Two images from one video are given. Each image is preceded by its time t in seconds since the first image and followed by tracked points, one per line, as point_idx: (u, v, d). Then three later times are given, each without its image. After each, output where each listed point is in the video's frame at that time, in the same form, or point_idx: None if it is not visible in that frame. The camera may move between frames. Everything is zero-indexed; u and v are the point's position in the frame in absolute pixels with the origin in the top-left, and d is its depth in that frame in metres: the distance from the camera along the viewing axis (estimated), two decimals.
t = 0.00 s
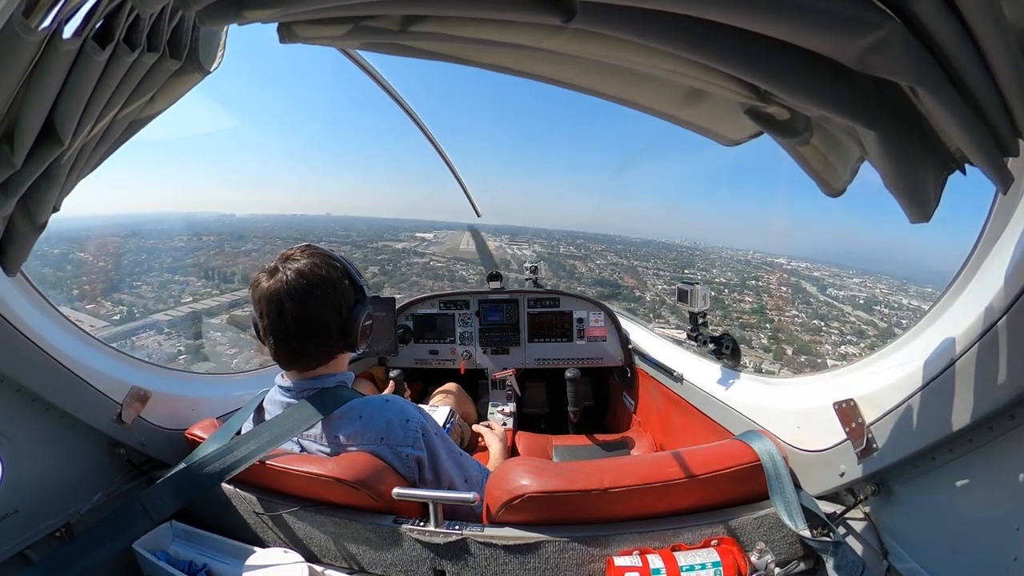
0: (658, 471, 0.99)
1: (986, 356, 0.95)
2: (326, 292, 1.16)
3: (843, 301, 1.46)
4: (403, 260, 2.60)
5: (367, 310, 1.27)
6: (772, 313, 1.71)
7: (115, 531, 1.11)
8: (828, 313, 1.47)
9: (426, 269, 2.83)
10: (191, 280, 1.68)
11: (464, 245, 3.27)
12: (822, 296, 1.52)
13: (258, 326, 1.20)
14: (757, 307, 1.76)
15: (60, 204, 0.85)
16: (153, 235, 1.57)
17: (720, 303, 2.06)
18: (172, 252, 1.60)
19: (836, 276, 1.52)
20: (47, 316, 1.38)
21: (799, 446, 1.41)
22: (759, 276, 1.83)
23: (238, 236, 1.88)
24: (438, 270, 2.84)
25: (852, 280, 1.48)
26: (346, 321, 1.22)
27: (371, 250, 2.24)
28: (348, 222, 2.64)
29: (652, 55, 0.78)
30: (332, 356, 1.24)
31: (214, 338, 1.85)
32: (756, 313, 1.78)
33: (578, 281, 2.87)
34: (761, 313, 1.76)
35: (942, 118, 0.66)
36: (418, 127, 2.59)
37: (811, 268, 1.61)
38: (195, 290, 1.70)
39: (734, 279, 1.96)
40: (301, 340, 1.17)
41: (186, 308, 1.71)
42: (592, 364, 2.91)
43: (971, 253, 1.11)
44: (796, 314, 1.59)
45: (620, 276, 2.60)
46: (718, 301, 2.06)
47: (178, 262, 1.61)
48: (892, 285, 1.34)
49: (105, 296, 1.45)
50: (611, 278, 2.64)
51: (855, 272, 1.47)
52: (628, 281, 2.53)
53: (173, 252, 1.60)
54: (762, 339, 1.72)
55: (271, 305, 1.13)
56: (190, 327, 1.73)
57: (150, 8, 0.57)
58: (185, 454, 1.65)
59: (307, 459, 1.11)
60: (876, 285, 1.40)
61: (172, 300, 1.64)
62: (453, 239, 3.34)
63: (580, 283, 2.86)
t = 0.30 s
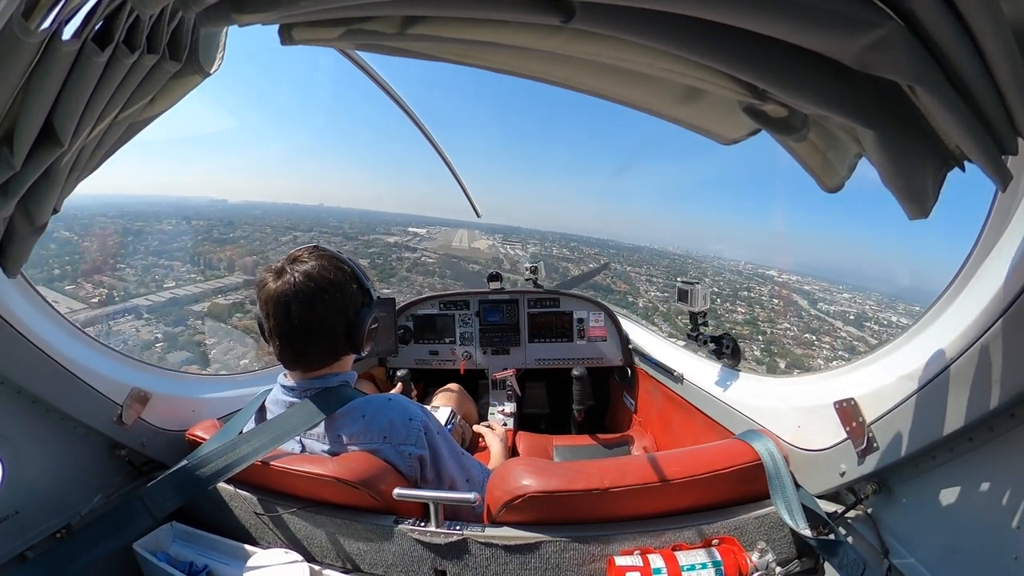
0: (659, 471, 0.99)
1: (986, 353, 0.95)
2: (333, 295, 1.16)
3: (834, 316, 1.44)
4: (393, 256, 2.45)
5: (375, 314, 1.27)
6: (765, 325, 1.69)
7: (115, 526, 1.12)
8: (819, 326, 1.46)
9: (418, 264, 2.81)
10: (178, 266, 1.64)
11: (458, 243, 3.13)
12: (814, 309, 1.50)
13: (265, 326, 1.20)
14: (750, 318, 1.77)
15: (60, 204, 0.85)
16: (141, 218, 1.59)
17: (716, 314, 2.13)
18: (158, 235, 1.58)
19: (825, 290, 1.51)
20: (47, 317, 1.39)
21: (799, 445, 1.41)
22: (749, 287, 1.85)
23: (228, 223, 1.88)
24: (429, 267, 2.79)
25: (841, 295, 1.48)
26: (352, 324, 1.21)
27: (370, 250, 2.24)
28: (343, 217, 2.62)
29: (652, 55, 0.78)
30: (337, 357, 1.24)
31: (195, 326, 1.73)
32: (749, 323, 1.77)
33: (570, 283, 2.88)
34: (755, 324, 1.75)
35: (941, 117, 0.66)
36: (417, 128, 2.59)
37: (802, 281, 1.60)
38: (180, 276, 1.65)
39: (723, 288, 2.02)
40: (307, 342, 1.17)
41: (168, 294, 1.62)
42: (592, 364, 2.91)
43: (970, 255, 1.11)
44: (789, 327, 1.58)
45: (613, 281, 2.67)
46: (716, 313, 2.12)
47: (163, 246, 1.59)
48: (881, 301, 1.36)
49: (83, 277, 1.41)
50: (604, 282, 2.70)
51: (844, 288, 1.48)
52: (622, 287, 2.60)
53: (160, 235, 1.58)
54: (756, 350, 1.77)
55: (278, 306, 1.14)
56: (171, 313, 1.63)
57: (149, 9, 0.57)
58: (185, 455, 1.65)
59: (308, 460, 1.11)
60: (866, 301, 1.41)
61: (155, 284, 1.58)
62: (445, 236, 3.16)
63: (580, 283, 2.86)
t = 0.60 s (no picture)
0: (659, 471, 0.99)
1: (986, 353, 0.95)
2: (336, 295, 1.16)
3: (830, 319, 1.49)
4: (387, 253, 2.41)
5: (377, 313, 1.27)
6: (761, 327, 1.76)
7: (111, 525, 1.12)
8: (818, 330, 1.50)
9: (413, 263, 2.79)
10: (168, 262, 1.61)
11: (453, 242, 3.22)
12: (812, 313, 1.54)
13: (267, 325, 1.20)
14: (748, 321, 1.82)
15: (60, 203, 0.85)
16: (131, 213, 1.55)
17: (711, 317, 2.13)
18: (150, 231, 1.56)
19: (821, 293, 1.53)
20: (47, 316, 1.38)
21: (799, 446, 1.41)
22: (742, 289, 1.89)
23: (220, 219, 1.84)
24: (424, 265, 2.78)
25: (837, 299, 1.50)
26: (355, 324, 1.21)
27: (370, 250, 2.24)
28: (341, 217, 2.61)
29: (653, 56, 0.78)
30: (339, 357, 1.24)
31: (180, 326, 1.69)
32: (748, 326, 1.82)
33: (567, 284, 2.88)
34: (753, 327, 1.82)
35: (942, 118, 0.66)
36: (417, 127, 2.58)
37: (798, 284, 1.61)
38: (168, 274, 1.62)
39: (720, 289, 2.06)
40: (309, 341, 1.17)
41: (155, 292, 1.59)
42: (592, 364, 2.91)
43: (969, 256, 1.11)
44: (788, 330, 1.61)
45: (609, 282, 2.56)
46: (711, 318, 2.13)
47: (155, 243, 1.57)
48: (874, 304, 1.38)
49: (72, 274, 1.39)
50: (600, 283, 2.61)
51: (840, 291, 1.49)
52: (619, 287, 2.51)
53: (151, 231, 1.56)
54: (755, 352, 1.83)
55: (280, 305, 1.13)
56: (158, 312, 1.60)
57: (150, 9, 0.57)
58: (185, 454, 1.65)
59: (307, 459, 1.10)
60: (861, 303, 1.44)
61: (143, 282, 1.55)
62: (440, 235, 3.28)
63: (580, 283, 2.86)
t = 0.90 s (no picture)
0: (659, 471, 0.99)
1: (987, 351, 0.95)
2: (337, 297, 1.16)
3: (835, 319, 1.48)
4: (388, 253, 2.44)
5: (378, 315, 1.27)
6: (767, 328, 1.73)
7: (115, 527, 1.10)
8: (822, 330, 1.51)
9: (414, 263, 2.79)
10: (164, 263, 1.62)
11: (454, 243, 3.31)
12: (816, 312, 1.53)
13: (267, 327, 1.20)
14: (754, 321, 1.78)
15: (59, 204, 0.85)
16: (129, 214, 1.56)
17: (716, 317, 2.12)
18: (148, 232, 1.57)
19: (823, 292, 1.53)
20: (47, 316, 1.39)
21: (799, 446, 1.41)
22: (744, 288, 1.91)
23: (218, 220, 1.86)
24: (424, 267, 2.83)
25: (840, 297, 1.49)
26: (355, 326, 1.21)
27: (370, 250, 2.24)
28: (341, 217, 2.62)
29: (653, 56, 0.78)
30: (339, 359, 1.24)
31: (174, 328, 1.69)
32: (754, 326, 1.79)
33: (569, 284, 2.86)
34: (759, 327, 1.77)
35: (941, 118, 0.66)
36: (417, 127, 2.58)
37: (800, 284, 1.61)
38: (164, 275, 1.63)
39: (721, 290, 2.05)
40: (309, 343, 1.17)
41: (150, 293, 1.60)
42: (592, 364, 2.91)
43: (970, 256, 1.11)
44: (793, 330, 1.60)
45: (612, 282, 2.57)
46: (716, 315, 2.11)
47: (153, 244, 1.58)
48: (877, 303, 1.39)
49: (67, 276, 1.39)
50: (604, 283, 2.61)
51: (843, 290, 1.48)
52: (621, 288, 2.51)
53: (149, 232, 1.57)
54: (763, 354, 1.77)
55: (281, 308, 1.14)
56: (151, 314, 1.60)
57: (150, 8, 0.57)
58: (185, 454, 1.65)
59: (308, 459, 1.10)
60: (863, 303, 1.44)
61: (138, 282, 1.56)
62: (441, 235, 3.35)
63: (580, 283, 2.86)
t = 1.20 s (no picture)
0: (659, 471, 0.99)
1: (988, 351, 0.95)
2: (332, 297, 1.16)
3: (846, 320, 1.46)
4: (392, 252, 2.50)
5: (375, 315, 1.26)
6: (780, 329, 1.69)
7: (113, 526, 1.10)
8: (835, 331, 1.48)
9: (419, 263, 2.80)
10: (167, 262, 1.64)
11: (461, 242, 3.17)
12: (827, 313, 1.52)
13: (264, 327, 1.21)
14: (766, 321, 1.76)
15: (59, 204, 0.85)
16: (135, 214, 1.60)
17: (729, 318, 2.08)
18: (153, 232, 1.60)
19: (833, 292, 1.54)
20: (47, 316, 1.38)
21: (799, 446, 1.41)
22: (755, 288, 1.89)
23: (223, 219, 1.88)
24: (431, 266, 2.84)
25: (850, 298, 1.49)
26: (351, 326, 1.21)
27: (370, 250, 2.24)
28: (344, 216, 2.63)
29: (652, 56, 0.78)
30: (336, 359, 1.23)
31: (174, 329, 1.71)
32: (765, 327, 1.75)
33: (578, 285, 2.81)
34: (771, 329, 1.73)
35: (940, 118, 0.66)
36: (417, 127, 2.58)
37: (809, 284, 1.63)
38: (167, 274, 1.66)
39: (732, 291, 2.03)
40: (305, 343, 1.17)
41: (151, 293, 1.62)
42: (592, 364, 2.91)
43: (969, 255, 1.11)
44: (806, 332, 1.56)
45: (624, 283, 2.64)
46: (727, 316, 2.08)
47: (160, 243, 1.61)
48: (888, 305, 1.35)
49: (68, 275, 1.40)
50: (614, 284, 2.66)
51: (853, 291, 1.49)
52: (632, 288, 2.57)
53: (154, 231, 1.60)
54: (776, 356, 1.70)
55: (276, 308, 1.14)
56: (150, 314, 1.61)
57: (150, 9, 0.57)
58: (184, 454, 1.65)
59: (307, 459, 1.11)
60: (874, 304, 1.41)
61: (140, 282, 1.58)
62: (449, 235, 3.24)
63: (580, 283, 2.87)
